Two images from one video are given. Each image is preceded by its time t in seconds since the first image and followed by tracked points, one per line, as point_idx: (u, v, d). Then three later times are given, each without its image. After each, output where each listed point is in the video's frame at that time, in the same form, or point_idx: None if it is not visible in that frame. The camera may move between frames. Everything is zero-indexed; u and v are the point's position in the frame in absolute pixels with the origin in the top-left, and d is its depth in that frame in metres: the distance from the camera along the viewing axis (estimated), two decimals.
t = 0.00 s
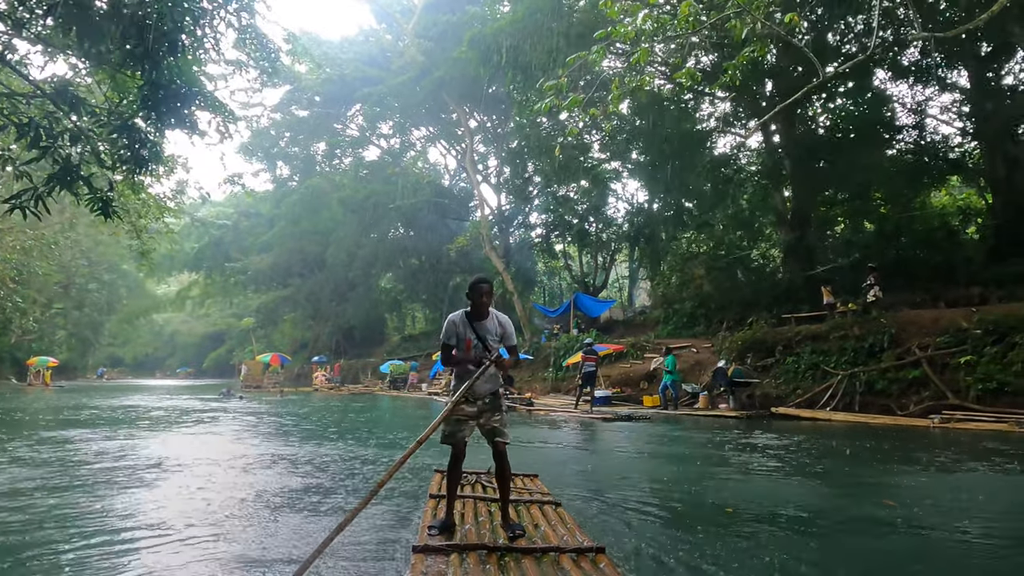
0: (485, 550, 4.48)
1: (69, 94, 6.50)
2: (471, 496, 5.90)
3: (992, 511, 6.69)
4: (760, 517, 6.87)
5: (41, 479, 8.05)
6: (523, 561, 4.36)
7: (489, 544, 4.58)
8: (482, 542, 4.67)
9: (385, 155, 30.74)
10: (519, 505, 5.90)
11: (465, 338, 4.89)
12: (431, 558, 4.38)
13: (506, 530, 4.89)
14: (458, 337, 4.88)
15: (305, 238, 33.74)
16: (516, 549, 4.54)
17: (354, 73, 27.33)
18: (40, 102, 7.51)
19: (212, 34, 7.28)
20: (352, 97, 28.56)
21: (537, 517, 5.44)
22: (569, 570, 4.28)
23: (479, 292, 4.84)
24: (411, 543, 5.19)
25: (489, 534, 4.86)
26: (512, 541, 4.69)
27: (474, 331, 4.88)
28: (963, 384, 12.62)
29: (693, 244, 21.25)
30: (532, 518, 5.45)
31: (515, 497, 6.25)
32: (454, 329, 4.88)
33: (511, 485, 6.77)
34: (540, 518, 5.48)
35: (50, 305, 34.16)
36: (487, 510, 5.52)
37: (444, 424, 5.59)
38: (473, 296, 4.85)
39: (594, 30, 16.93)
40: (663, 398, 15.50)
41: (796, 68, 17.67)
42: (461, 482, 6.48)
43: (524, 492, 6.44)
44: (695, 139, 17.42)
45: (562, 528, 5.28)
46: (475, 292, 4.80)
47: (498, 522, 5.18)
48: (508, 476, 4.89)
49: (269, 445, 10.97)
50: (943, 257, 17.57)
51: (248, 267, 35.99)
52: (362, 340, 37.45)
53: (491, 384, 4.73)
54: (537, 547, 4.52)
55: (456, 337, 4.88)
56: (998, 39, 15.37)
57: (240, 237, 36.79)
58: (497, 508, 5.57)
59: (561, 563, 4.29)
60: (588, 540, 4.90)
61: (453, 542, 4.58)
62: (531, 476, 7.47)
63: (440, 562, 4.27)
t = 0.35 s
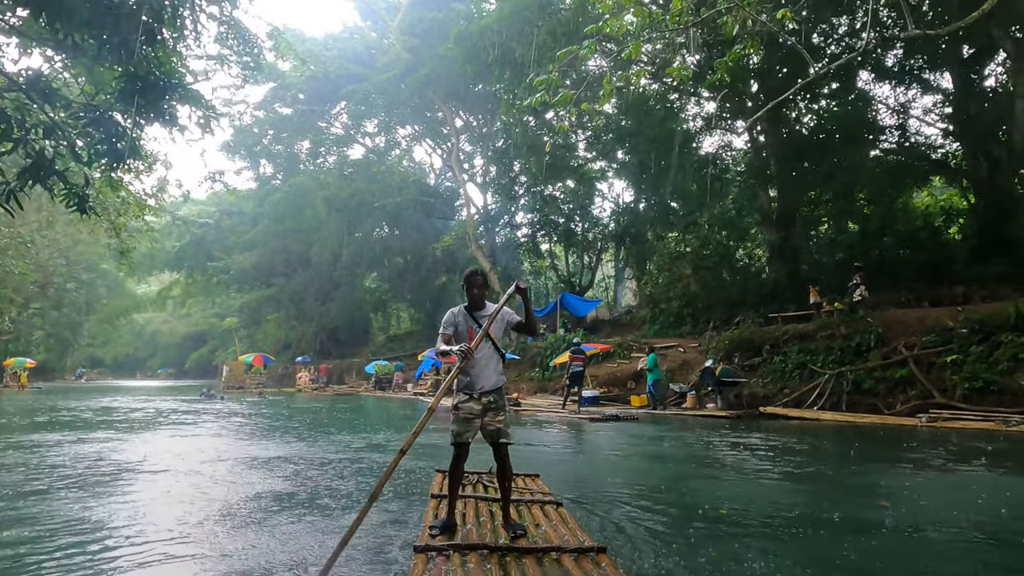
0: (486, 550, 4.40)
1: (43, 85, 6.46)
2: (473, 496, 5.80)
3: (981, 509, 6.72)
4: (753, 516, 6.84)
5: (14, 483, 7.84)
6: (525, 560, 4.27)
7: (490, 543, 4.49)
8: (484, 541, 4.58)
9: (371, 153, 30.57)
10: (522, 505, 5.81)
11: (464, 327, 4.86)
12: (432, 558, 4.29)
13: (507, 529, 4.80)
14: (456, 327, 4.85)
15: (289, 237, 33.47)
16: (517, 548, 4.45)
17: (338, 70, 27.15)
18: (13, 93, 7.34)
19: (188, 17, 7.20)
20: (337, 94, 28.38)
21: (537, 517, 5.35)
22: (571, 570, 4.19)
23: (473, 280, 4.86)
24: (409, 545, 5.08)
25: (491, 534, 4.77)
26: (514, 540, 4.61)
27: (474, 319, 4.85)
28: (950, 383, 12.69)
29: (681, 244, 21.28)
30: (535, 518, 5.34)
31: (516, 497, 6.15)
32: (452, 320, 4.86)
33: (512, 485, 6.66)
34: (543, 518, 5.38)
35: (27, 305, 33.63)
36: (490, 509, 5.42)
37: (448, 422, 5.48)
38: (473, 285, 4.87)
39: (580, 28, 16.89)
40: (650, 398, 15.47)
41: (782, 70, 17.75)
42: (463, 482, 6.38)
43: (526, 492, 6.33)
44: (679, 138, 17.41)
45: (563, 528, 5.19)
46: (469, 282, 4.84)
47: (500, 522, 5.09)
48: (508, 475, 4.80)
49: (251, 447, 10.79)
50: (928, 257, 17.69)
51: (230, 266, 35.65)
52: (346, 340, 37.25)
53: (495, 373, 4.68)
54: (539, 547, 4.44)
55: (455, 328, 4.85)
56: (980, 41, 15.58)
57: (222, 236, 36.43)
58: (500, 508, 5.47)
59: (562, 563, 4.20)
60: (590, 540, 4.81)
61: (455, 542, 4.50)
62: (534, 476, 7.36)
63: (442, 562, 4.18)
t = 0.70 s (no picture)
0: (489, 550, 4.33)
1: (14, 75, 6.27)
2: (476, 496, 5.71)
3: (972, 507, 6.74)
4: (746, 515, 6.81)
5: None
6: (528, 560, 4.21)
7: (492, 544, 4.42)
8: (487, 541, 4.51)
9: (354, 151, 30.32)
10: (525, 505, 5.72)
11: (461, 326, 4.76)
12: (436, 558, 4.22)
13: (510, 529, 4.73)
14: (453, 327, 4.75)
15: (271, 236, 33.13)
16: (520, 548, 4.38)
17: (321, 67, 26.91)
18: None
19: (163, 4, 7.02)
20: (320, 91, 28.13)
21: (540, 517, 5.27)
22: (573, 570, 4.13)
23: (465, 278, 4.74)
24: (409, 546, 5.00)
25: (494, 534, 4.70)
26: (517, 541, 4.53)
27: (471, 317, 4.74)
28: (935, 382, 12.78)
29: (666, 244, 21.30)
30: (537, 518, 5.27)
31: (519, 497, 6.06)
32: (450, 319, 4.77)
33: (516, 485, 6.57)
34: (546, 518, 5.30)
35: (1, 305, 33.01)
36: (492, 509, 5.34)
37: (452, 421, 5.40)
38: (470, 284, 4.73)
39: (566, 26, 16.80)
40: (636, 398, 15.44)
41: (766, 71, 17.76)
42: (465, 482, 6.26)
43: (529, 492, 6.24)
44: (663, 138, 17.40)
45: (566, 528, 5.12)
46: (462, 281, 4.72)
47: (503, 521, 5.02)
48: (510, 475, 4.73)
49: (232, 450, 10.58)
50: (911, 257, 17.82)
51: (211, 265, 35.23)
52: (329, 340, 36.96)
53: (496, 373, 4.61)
54: (541, 547, 4.37)
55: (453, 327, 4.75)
56: (961, 44, 15.68)
57: (202, 235, 35.98)
58: (502, 508, 5.39)
59: (565, 564, 4.14)
60: (592, 541, 4.74)
61: (458, 542, 4.43)
62: (536, 477, 7.27)
63: (445, 562, 4.11)
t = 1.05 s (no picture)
0: (489, 550, 4.25)
1: None
2: (476, 496, 5.62)
3: (962, 505, 6.76)
4: (739, 514, 6.78)
5: None
6: (529, 560, 4.13)
7: (493, 544, 4.34)
8: (487, 541, 4.43)
9: (338, 150, 30.10)
10: (526, 505, 5.64)
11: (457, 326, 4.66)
12: (436, 558, 4.14)
13: (511, 529, 4.65)
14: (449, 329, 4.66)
15: (254, 235, 32.81)
16: (521, 548, 4.31)
17: (305, 64, 26.71)
18: None
19: None
20: (306, 88, 27.97)
21: (541, 518, 5.19)
22: (574, 570, 4.06)
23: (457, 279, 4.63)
24: (407, 547, 4.91)
25: (494, 534, 4.62)
26: (517, 541, 4.46)
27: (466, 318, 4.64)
28: (922, 382, 12.86)
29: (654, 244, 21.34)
30: (538, 518, 5.19)
31: (518, 497, 5.98)
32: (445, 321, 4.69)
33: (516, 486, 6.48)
34: (548, 518, 5.22)
35: None
36: (494, 510, 5.26)
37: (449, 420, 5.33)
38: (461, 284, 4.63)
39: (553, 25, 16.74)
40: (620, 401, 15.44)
41: (751, 73, 17.85)
42: (465, 482, 6.18)
43: (529, 493, 6.16)
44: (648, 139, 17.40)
45: (567, 528, 5.04)
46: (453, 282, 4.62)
47: (503, 522, 4.94)
48: (509, 475, 4.65)
49: (216, 451, 10.42)
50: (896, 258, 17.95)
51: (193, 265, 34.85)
52: (313, 340, 36.73)
53: (494, 372, 4.54)
54: (542, 547, 4.30)
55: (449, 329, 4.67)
56: (945, 46, 15.81)
57: (184, 233, 35.58)
58: (503, 508, 5.31)
59: (566, 563, 4.07)
60: (593, 541, 4.67)
61: (459, 542, 4.36)
62: (537, 477, 7.21)
63: (446, 563, 4.04)
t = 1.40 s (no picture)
0: (489, 550, 4.16)
1: None
2: (476, 496, 5.51)
3: (954, 504, 6.76)
4: (731, 515, 6.72)
5: None
6: (531, 560, 4.05)
7: (493, 544, 4.25)
8: (488, 541, 4.33)
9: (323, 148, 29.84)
10: (527, 505, 5.54)
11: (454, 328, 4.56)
12: (436, 558, 4.04)
13: (512, 529, 4.55)
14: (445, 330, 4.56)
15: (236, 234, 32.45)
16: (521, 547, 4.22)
17: (291, 61, 26.53)
18: None
19: None
20: (290, 84, 27.78)
21: (543, 517, 5.08)
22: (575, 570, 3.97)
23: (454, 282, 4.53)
24: (405, 548, 4.80)
25: (495, 533, 4.52)
26: (518, 540, 4.36)
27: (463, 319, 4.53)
28: (909, 381, 12.91)
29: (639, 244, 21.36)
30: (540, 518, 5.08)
31: (518, 497, 5.87)
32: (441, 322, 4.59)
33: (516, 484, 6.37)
34: (548, 518, 5.12)
35: None
36: (495, 510, 5.15)
37: (447, 418, 5.23)
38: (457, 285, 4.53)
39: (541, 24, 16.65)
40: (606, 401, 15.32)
41: (737, 75, 17.81)
42: (465, 482, 6.07)
43: (529, 492, 6.04)
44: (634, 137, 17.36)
45: (569, 528, 4.95)
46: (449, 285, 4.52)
47: (504, 522, 4.83)
48: (509, 474, 4.56)
49: (198, 452, 10.22)
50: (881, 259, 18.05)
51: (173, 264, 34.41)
52: (296, 340, 36.38)
53: (489, 374, 4.45)
54: (543, 547, 4.21)
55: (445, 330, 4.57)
56: (930, 49, 15.94)
57: (164, 232, 35.11)
58: (504, 508, 5.20)
59: (568, 563, 3.98)
60: (594, 542, 4.58)
61: (459, 542, 4.26)
62: (538, 475, 7.10)
63: (447, 563, 3.94)
